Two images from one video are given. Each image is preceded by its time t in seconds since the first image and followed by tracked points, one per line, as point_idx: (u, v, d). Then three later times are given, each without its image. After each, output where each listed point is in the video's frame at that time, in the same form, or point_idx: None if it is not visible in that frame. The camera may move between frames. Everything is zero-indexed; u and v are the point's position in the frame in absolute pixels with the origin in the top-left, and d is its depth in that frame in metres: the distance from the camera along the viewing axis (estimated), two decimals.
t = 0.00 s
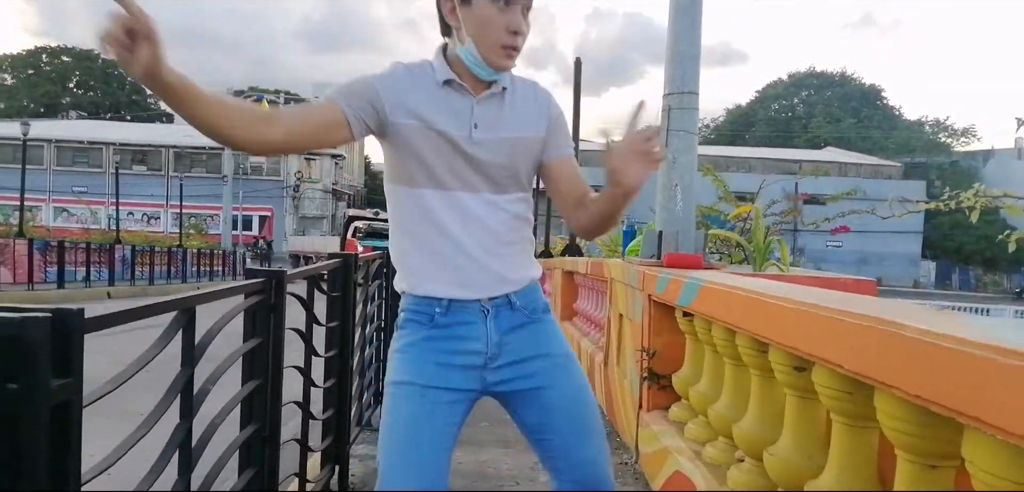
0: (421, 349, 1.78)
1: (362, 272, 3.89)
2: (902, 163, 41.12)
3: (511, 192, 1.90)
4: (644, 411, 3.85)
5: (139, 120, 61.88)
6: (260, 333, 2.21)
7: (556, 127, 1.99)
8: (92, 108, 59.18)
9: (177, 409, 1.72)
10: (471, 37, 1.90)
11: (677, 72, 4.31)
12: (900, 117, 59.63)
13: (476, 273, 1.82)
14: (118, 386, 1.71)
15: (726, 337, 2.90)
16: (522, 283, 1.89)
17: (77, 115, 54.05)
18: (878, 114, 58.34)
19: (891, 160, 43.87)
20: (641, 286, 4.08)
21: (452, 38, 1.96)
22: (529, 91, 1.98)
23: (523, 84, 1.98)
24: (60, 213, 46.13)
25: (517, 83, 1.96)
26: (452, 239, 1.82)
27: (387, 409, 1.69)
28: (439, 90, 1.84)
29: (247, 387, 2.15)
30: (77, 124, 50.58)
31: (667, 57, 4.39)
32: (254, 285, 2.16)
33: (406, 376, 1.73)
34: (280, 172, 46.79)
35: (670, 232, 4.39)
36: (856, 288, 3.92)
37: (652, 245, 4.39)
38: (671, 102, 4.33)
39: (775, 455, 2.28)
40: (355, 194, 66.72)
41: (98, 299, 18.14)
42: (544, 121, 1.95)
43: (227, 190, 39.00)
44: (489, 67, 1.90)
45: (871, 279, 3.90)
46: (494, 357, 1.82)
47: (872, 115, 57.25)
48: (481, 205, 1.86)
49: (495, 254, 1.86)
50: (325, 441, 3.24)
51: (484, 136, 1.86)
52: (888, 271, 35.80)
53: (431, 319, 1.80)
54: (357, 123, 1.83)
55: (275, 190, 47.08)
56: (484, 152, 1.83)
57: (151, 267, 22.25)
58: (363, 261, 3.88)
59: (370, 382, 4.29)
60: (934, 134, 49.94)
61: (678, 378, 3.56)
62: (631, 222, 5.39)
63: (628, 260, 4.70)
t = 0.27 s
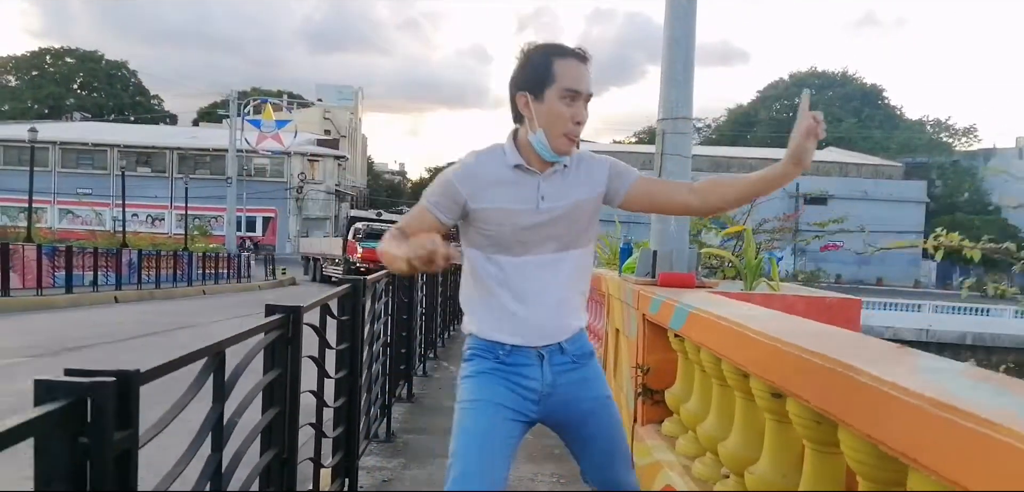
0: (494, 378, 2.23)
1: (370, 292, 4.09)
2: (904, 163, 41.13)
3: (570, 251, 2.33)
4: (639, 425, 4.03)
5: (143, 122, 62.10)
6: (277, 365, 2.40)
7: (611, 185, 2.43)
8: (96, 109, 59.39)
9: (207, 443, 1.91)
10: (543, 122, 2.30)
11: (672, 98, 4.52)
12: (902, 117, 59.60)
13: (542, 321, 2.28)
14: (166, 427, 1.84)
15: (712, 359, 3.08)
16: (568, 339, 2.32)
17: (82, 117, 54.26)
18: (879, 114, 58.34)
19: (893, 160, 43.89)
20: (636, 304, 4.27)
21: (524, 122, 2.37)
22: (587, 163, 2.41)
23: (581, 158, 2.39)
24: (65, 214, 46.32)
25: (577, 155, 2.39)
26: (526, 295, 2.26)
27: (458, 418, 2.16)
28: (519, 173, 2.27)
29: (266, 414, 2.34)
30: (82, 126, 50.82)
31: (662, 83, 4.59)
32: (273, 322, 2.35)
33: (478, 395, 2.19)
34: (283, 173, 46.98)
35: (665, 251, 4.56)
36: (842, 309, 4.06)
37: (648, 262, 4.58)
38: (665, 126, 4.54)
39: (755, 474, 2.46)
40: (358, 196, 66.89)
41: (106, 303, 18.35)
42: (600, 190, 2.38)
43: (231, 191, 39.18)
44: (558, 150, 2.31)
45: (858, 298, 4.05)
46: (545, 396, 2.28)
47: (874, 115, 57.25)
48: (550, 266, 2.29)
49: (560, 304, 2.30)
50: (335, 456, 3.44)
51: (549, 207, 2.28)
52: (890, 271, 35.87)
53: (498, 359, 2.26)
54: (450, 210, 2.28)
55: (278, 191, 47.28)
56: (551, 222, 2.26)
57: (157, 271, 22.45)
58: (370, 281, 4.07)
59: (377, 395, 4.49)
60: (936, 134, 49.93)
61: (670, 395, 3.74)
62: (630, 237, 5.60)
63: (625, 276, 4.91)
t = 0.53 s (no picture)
0: (528, 353, 2.58)
1: (371, 304, 4.33)
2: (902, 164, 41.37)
3: (602, 260, 2.59)
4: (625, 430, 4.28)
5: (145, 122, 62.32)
6: (290, 378, 2.64)
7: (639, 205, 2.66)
8: (98, 110, 59.61)
9: (229, 452, 2.15)
10: (563, 168, 2.59)
11: (657, 121, 4.78)
12: (900, 118, 59.79)
13: (573, 319, 2.56)
14: (200, 437, 2.07)
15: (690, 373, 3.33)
16: (590, 335, 2.58)
17: (84, 118, 54.49)
18: (878, 115, 58.55)
19: (890, 161, 44.07)
20: (623, 317, 4.51)
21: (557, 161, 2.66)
22: (614, 189, 2.65)
23: (607, 185, 2.64)
24: (67, 215, 46.53)
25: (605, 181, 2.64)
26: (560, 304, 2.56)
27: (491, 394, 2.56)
28: (549, 211, 2.56)
29: (278, 425, 2.58)
30: (84, 127, 51.05)
31: (649, 108, 4.87)
32: (285, 342, 2.59)
33: (510, 375, 2.55)
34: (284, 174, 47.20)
35: (650, 265, 4.81)
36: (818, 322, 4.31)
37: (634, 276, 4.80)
38: (652, 148, 4.80)
39: (722, 480, 2.69)
40: (359, 196, 67.14)
41: (111, 305, 18.58)
42: (623, 212, 2.62)
43: (233, 192, 39.41)
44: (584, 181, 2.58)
45: (832, 313, 4.28)
46: (568, 383, 2.56)
47: (872, 116, 57.46)
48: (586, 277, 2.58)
49: (592, 309, 2.57)
50: (339, 460, 3.69)
51: (580, 228, 2.56)
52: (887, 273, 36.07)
53: (528, 343, 2.59)
54: (508, 238, 2.63)
55: (279, 192, 47.51)
56: (581, 244, 2.55)
57: (161, 273, 22.69)
58: (372, 295, 4.31)
59: (378, 401, 4.74)
60: (934, 135, 50.11)
61: (653, 402, 3.97)
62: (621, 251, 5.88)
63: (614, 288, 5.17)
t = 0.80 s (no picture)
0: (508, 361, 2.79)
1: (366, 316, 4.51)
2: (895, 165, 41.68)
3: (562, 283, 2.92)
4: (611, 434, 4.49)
5: (141, 124, 62.36)
6: (293, 391, 2.85)
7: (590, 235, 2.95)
8: (95, 112, 59.64)
9: (238, 460, 2.35)
10: (520, 207, 2.85)
11: (641, 136, 4.99)
12: (894, 119, 60.13)
13: (544, 327, 2.84)
14: (212, 447, 2.28)
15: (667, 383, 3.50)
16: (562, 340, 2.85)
17: (80, 119, 54.54)
18: (872, 117, 58.89)
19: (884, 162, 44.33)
20: (608, 325, 4.71)
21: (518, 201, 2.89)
22: (570, 219, 2.92)
23: (565, 213, 2.93)
24: (64, 217, 46.60)
25: (561, 215, 2.92)
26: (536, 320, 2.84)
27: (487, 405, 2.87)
28: (516, 245, 2.83)
29: (280, 434, 2.79)
30: (81, 129, 51.10)
31: (633, 125, 5.07)
32: (287, 356, 2.80)
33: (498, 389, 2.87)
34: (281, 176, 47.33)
35: (635, 275, 5.02)
36: (792, 329, 4.61)
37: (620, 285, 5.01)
38: (638, 162, 5.01)
39: (695, 483, 2.89)
40: (356, 197, 67.25)
41: (109, 308, 18.73)
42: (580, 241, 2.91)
43: (230, 193, 39.52)
44: (546, 215, 2.85)
45: (805, 321, 4.58)
46: (546, 384, 2.83)
47: (866, 118, 57.79)
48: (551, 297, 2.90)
49: (560, 323, 2.86)
50: (337, 464, 3.88)
51: (550, 251, 2.86)
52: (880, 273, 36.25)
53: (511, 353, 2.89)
54: (491, 266, 2.83)
55: (276, 194, 47.64)
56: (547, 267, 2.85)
57: (159, 276, 22.84)
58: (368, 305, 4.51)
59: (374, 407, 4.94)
60: (927, 137, 50.41)
61: (635, 408, 4.18)
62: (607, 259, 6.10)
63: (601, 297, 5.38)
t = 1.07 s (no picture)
0: (490, 368, 3.38)
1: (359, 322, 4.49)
2: (892, 165, 41.70)
3: (525, 299, 3.46)
4: (603, 439, 4.49)
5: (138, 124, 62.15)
6: (283, 400, 2.84)
7: (548, 265, 3.39)
8: (91, 111, 59.41)
9: (224, 472, 2.32)
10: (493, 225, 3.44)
11: (633, 143, 5.00)
12: (891, 119, 60.08)
13: (514, 334, 3.40)
14: (196, 462, 2.27)
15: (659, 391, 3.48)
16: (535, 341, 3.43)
17: (76, 119, 54.34)
18: (869, 116, 58.85)
19: (880, 162, 44.29)
20: (601, 331, 4.71)
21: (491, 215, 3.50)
22: (538, 240, 3.42)
23: (533, 239, 3.41)
24: (60, 217, 46.46)
25: (528, 238, 3.41)
26: (494, 321, 3.44)
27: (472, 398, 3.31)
28: (484, 252, 3.47)
29: (269, 443, 2.77)
30: (77, 129, 50.96)
31: (626, 131, 5.07)
32: (276, 364, 2.78)
33: (482, 383, 3.34)
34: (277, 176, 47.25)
35: (628, 280, 5.01)
36: (784, 336, 4.61)
37: (613, 291, 4.99)
38: (630, 168, 5.01)
39: (684, 490, 2.91)
40: (353, 197, 67.15)
41: (105, 309, 18.68)
42: (536, 264, 3.39)
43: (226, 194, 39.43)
44: (509, 235, 3.39)
45: (798, 327, 4.58)
46: (517, 385, 3.40)
47: (863, 117, 57.75)
48: (513, 306, 3.45)
49: (508, 330, 3.41)
50: (328, 472, 3.87)
51: (508, 267, 3.42)
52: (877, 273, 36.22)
53: (490, 353, 3.42)
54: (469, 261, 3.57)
55: (273, 194, 47.55)
56: (507, 279, 3.42)
57: (154, 277, 22.78)
58: (361, 311, 4.49)
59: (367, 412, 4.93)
60: (924, 137, 50.38)
61: (627, 415, 4.16)
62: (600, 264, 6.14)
63: (594, 302, 5.38)
